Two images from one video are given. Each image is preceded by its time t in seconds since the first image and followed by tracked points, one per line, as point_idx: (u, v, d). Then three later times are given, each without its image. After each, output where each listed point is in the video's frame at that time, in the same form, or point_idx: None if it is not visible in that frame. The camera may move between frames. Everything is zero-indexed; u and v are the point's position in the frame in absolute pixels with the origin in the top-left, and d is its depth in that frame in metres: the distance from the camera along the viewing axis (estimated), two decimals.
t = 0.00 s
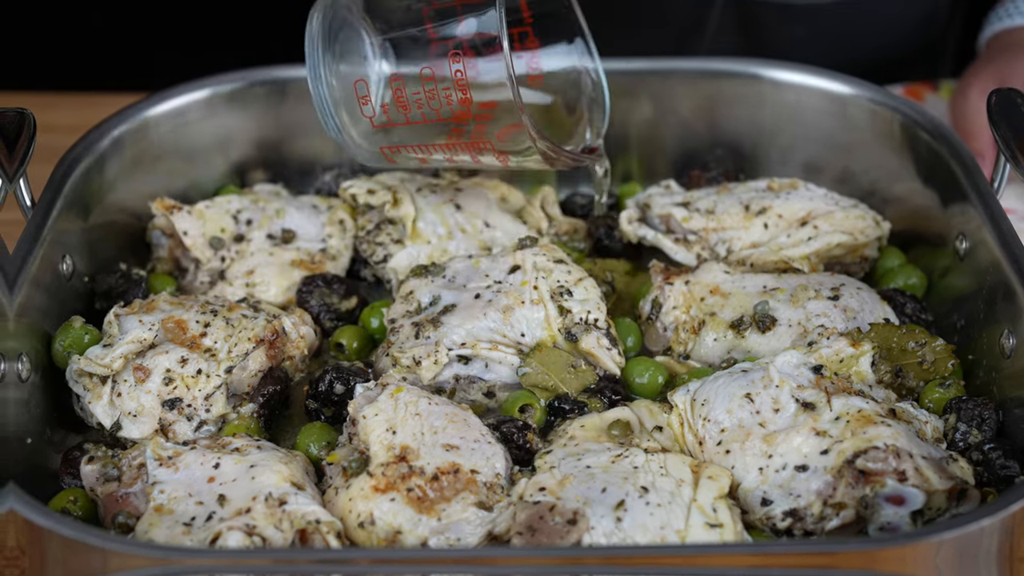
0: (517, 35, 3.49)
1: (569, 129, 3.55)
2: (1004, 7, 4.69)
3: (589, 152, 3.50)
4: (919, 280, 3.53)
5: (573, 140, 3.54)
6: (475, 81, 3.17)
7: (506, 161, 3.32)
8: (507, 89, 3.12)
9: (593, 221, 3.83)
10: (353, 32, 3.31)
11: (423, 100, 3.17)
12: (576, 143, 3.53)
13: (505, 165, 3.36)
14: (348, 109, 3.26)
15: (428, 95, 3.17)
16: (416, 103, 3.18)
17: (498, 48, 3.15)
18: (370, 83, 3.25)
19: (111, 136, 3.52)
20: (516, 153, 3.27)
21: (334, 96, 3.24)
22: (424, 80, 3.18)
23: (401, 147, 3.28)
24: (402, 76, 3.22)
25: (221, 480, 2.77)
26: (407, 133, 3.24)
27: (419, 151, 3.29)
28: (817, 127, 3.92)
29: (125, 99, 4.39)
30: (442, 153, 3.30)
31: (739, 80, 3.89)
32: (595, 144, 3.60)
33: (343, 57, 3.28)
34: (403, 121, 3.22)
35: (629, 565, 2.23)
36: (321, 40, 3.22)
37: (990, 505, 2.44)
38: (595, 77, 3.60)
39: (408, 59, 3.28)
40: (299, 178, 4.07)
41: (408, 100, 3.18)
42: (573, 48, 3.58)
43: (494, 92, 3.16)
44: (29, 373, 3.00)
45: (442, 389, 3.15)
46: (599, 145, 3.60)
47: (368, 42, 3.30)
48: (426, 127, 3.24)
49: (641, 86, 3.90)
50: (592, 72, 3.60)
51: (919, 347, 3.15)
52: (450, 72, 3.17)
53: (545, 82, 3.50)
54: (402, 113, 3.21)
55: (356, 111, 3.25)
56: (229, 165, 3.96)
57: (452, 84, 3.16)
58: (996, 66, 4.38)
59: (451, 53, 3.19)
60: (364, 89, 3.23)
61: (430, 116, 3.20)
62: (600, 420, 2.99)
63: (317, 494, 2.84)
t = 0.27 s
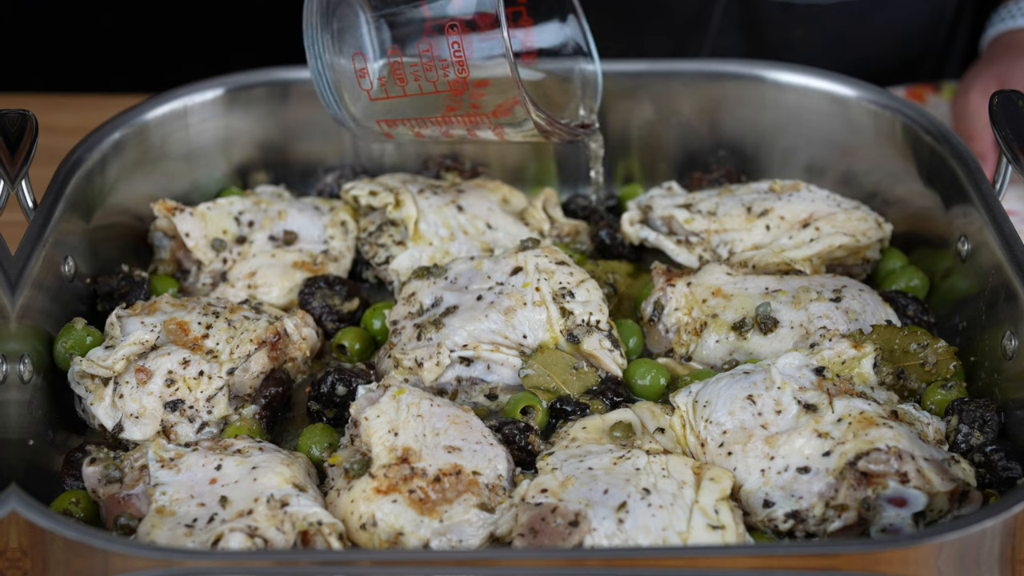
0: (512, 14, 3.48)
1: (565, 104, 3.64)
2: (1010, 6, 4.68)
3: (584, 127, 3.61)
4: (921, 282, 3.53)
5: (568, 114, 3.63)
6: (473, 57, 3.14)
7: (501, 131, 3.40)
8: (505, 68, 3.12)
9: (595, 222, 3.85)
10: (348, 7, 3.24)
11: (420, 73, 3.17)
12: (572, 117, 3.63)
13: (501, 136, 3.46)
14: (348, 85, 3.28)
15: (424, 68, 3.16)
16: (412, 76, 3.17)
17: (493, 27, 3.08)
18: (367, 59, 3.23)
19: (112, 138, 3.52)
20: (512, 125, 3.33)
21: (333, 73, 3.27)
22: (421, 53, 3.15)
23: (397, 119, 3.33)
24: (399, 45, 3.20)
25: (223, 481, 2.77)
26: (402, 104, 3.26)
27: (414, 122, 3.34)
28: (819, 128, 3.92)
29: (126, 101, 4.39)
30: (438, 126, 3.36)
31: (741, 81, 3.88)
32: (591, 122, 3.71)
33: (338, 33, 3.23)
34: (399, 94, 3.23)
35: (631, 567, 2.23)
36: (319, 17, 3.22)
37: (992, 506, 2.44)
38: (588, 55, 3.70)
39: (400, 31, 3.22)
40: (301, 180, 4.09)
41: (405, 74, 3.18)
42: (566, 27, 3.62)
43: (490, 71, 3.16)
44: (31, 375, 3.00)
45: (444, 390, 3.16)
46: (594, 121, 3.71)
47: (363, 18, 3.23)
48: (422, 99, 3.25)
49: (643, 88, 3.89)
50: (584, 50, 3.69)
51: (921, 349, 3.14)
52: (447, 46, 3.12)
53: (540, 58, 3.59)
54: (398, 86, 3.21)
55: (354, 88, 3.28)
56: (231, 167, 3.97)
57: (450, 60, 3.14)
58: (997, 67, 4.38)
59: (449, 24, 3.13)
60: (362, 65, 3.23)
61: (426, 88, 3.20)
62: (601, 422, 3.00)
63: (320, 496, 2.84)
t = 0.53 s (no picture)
0: None
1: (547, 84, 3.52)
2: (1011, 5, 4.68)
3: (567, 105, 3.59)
4: (921, 280, 3.53)
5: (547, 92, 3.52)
6: (459, 32, 3.15)
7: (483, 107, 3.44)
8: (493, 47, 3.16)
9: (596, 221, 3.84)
10: None
11: (406, 47, 3.15)
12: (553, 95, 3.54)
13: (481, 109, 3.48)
14: (332, 58, 3.22)
15: (411, 41, 3.14)
16: (398, 49, 3.15)
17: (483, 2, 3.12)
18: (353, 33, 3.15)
19: (113, 137, 3.52)
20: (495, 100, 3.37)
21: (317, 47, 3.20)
22: (408, 27, 3.12)
23: (381, 93, 3.31)
24: (385, 19, 3.12)
25: (224, 480, 2.77)
26: (389, 76, 3.25)
27: (398, 97, 3.34)
28: (820, 127, 3.92)
29: (127, 101, 4.39)
30: (421, 99, 3.36)
31: (742, 80, 3.89)
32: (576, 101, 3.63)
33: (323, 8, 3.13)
34: (385, 67, 3.21)
35: (631, 566, 2.23)
36: None
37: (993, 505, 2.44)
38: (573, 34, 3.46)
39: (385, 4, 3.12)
40: (302, 180, 4.08)
41: (392, 46, 3.15)
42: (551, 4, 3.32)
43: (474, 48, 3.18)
44: (32, 375, 3.00)
45: (445, 389, 3.16)
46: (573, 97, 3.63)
47: None
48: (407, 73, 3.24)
49: (644, 87, 3.90)
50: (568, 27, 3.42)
51: (921, 347, 3.16)
52: (434, 20, 3.12)
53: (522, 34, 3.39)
54: (384, 58, 3.19)
55: (339, 60, 3.22)
56: (232, 166, 3.97)
57: (437, 34, 3.13)
58: (998, 65, 4.38)
59: None
60: (347, 38, 3.16)
61: (411, 62, 3.19)
62: (602, 420, 3.00)
63: (320, 495, 2.84)
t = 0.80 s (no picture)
0: None
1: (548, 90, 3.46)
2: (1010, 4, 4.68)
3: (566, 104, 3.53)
4: (921, 279, 3.53)
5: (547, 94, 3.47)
6: (460, 32, 3.14)
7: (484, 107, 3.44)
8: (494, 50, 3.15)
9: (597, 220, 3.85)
10: None
11: (406, 46, 3.15)
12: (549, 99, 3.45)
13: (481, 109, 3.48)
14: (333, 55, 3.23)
15: (411, 41, 3.13)
16: (399, 48, 3.15)
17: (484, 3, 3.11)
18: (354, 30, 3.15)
19: (114, 138, 3.52)
20: (495, 98, 3.36)
21: (318, 46, 3.21)
22: (409, 26, 3.11)
23: (381, 91, 3.31)
24: (386, 18, 3.13)
25: (225, 481, 2.77)
26: (390, 74, 3.25)
27: (398, 96, 3.34)
28: (820, 126, 3.92)
29: (127, 102, 4.39)
30: (421, 98, 3.37)
31: (741, 80, 3.89)
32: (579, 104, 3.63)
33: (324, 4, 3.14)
34: (385, 65, 3.21)
35: (632, 566, 2.23)
36: None
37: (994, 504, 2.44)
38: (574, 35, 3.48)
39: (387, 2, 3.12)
40: (302, 180, 4.08)
41: (392, 44, 3.15)
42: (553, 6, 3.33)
43: (475, 49, 3.17)
44: (33, 376, 3.00)
45: (446, 390, 3.16)
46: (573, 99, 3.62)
47: None
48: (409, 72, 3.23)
49: (644, 87, 3.90)
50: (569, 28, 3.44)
51: (922, 347, 3.16)
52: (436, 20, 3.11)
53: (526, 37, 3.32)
54: (384, 56, 3.18)
55: (340, 59, 3.23)
56: (232, 167, 3.97)
57: (438, 33, 3.12)
58: (997, 64, 4.38)
59: None
60: (347, 34, 3.16)
61: (411, 60, 3.19)
62: (603, 420, 3.00)
63: (321, 495, 2.84)
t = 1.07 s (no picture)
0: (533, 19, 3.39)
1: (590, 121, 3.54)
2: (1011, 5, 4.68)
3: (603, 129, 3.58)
4: (924, 281, 3.53)
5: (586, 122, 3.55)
6: (491, 63, 3.08)
7: (519, 140, 3.32)
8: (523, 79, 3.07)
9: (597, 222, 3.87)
10: (365, 8, 3.20)
11: (435, 76, 3.12)
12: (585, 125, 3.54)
13: (518, 143, 3.37)
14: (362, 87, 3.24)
15: (440, 71, 3.10)
16: (428, 79, 3.14)
17: (514, 32, 3.02)
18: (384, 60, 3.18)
19: (116, 139, 3.51)
20: (530, 132, 3.26)
21: (347, 76, 3.23)
22: (437, 57, 3.10)
23: (412, 123, 3.25)
24: (416, 50, 3.15)
25: (226, 482, 2.77)
26: (420, 106, 3.20)
27: (430, 128, 3.27)
28: (822, 127, 3.91)
29: (129, 103, 4.39)
30: (454, 131, 3.29)
31: (744, 81, 3.89)
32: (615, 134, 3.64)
33: (352, 34, 3.19)
34: (414, 97, 3.18)
35: (634, 567, 2.23)
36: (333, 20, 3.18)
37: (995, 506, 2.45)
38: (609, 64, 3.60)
39: (417, 35, 3.16)
40: (304, 181, 4.08)
41: (421, 76, 3.14)
42: (588, 33, 3.54)
43: (507, 80, 3.11)
44: (34, 377, 3.00)
45: (447, 391, 3.16)
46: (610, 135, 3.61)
47: (380, 19, 3.19)
48: (441, 104, 3.18)
49: (646, 88, 3.89)
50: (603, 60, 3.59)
51: (924, 348, 3.15)
52: (464, 50, 3.07)
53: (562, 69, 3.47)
54: (414, 89, 3.17)
55: (368, 90, 3.23)
56: (234, 168, 3.97)
57: (467, 64, 3.08)
58: (999, 66, 4.38)
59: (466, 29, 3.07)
60: (376, 64, 3.18)
61: (441, 92, 3.14)
62: (605, 423, 2.99)
63: (323, 496, 2.84)
